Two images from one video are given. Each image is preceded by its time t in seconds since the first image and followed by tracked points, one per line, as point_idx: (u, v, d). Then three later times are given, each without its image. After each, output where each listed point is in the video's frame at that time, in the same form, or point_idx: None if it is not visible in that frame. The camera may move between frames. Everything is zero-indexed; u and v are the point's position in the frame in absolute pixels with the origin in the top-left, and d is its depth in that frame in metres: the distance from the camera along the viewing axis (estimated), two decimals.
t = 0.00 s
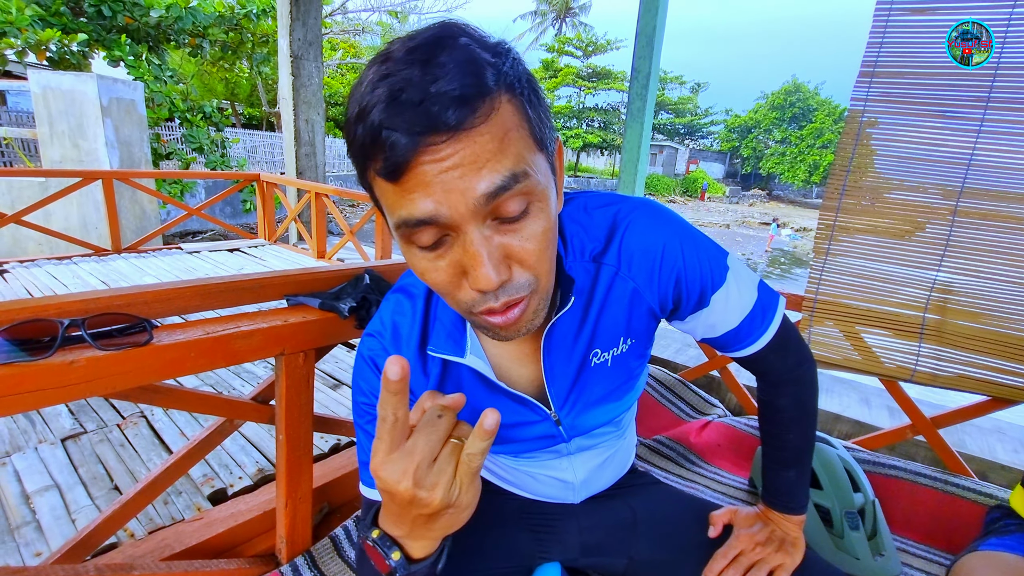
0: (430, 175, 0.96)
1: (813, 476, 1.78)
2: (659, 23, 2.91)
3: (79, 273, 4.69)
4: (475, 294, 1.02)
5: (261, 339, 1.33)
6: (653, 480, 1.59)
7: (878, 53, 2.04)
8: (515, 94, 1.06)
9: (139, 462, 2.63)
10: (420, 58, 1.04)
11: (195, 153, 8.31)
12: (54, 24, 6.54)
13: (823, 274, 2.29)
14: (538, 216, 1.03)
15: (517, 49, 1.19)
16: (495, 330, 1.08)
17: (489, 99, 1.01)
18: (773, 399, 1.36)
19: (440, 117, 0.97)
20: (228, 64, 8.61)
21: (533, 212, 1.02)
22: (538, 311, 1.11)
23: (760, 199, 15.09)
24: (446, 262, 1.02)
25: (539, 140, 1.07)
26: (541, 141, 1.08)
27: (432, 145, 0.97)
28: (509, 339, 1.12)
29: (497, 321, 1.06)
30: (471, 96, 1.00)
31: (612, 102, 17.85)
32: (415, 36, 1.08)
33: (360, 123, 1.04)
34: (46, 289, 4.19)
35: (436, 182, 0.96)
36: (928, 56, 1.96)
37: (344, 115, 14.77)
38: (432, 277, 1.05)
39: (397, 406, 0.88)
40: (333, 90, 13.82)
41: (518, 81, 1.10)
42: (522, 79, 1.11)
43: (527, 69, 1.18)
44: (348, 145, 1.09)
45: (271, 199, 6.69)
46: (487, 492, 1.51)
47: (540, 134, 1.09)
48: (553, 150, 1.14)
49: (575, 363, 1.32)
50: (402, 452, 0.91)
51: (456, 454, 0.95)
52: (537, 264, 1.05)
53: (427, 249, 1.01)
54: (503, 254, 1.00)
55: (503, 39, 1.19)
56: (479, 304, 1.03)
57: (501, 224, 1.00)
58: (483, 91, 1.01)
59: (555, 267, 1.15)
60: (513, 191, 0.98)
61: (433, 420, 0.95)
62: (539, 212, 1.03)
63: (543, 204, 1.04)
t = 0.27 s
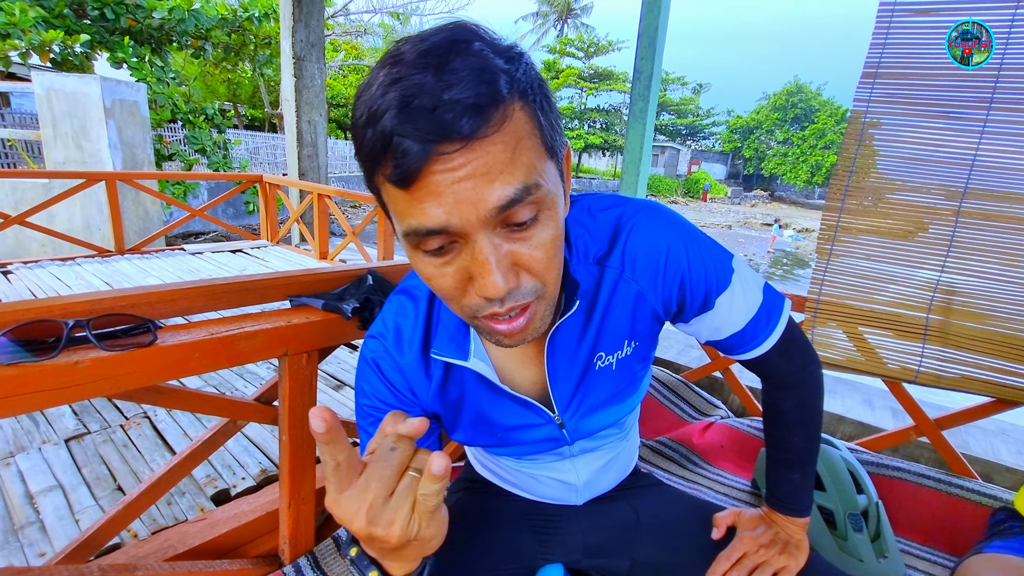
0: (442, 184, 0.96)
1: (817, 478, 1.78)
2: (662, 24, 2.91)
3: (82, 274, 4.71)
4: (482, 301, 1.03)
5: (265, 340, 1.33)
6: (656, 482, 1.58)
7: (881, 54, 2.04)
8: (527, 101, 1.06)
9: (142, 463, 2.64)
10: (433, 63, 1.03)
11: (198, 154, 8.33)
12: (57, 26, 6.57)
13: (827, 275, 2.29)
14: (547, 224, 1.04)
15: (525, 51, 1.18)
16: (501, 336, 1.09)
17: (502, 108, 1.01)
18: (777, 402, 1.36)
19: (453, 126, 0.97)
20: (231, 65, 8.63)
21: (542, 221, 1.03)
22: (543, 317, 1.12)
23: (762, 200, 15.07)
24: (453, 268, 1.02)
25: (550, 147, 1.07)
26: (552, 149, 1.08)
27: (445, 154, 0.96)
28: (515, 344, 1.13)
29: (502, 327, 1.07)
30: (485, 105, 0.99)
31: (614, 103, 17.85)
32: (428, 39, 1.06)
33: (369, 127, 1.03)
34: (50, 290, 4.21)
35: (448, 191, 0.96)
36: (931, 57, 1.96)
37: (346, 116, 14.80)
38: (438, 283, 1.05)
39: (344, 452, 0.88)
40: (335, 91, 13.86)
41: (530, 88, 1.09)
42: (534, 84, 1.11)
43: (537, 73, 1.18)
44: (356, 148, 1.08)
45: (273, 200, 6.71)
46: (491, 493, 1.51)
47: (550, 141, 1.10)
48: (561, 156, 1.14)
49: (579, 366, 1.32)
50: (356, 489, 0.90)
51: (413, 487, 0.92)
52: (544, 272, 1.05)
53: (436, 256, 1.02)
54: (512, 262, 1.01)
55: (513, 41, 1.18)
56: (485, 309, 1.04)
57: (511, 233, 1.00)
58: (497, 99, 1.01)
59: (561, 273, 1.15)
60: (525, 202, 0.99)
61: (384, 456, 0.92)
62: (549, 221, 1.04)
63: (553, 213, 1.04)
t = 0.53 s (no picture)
0: (449, 184, 0.96)
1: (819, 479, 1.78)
2: (663, 25, 2.91)
3: (85, 274, 4.72)
4: (487, 301, 1.03)
5: (267, 340, 1.33)
6: (658, 483, 1.58)
7: (883, 56, 2.04)
8: (534, 103, 1.06)
9: (144, 463, 2.65)
10: (441, 64, 1.03)
11: (200, 154, 8.35)
12: (60, 27, 6.59)
13: (830, 275, 2.28)
14: (553, 224, 1.04)
15: (532, 52, 1.18)
16: (506, 335, 1.09)
17: (510, 109, 1.01)
18: (780, 403, 1.36)
19: (461, 127, 0.97)
20: (233, 67, 8.65)
21: (548, 220, 1.03)
22: (547, 317, 1.12)
23: (764, 200, 15.05)
24: (458, 268, 1.02)
25: (556, 148, 1.07)
26: (558, 149, 1.08)
27: (452, 154, 0.96)
28: (519, 345, 1.13)
29: (507, 326, 1.07)
30: (493, 106, 0.99)
31: (615, 103, 17.85)
32: (436, 40, 1.06)
33: (377, 128, 1.03)
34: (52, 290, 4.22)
35: (455, 191, 0.96)
36: (934, 58, 1.96)
37: (348, 117, 14.82)
38: (443, 283, 1.05)
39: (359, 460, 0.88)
40: (337, 92, 13.88)
41: (537, 89, 1.09)
42: (540, 86, 1.11)
43: (544, 74, 1.18)
44: (362, 149, 1.08)
45: (275, 201, 6.72)
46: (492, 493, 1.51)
47: (556, 141, 1.10)
48: (567, 156, 1.14)
49: (581, 367, 1.32)
50: (371, 495, 0.90)
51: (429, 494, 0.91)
52: (550, 272, 1.05)
53: (441, 255, 1.02)
54: (518, 262, 1.01)
55: (519, 42, 1.18)
56: (490, 308, 1.04)
57: (517, 232, 1.00)
58: (505, 100, 1.01)
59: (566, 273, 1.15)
60: (531, 202, 0.99)
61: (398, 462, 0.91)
62: (555, 222, 1.04)
63: (558, 213, 1.04)
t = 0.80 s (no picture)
0: (446, 169, 0.97)
1: (819, 479, 1.78)
2: (664, 27, 2.91)
3: (87, 275, 4.74)
4: (486, 289, 1.02)
5: (267, 340, 1.34)
6: (658, 483, 1.58)
7: (883, 56, 2.04)
8: (528, 92, 1.07)
9: (146, 463, 2.65)
10: (437, 55, 1.05)
11: (201, 155, 8.37)
12: (62, 28, 6.62)
13: (829, 275, 2.28)
14: (550, 210, 1.04)
15: (526, 50, 1.21)
16: (506, 326, 1.08)
17: (504, 96, 1.03)
18: (778, 403, 1.36)
19: (457, 113, 0.99)
20: (234, 68, 8.67)
21: (545, 205, 1.03)
22: (548, 308, 1.11)
23: (765, 201, 15.02)
24: (457, 258, 1.02)
25: (551, 137, 1.08)
26: (552, 138, 1.09)
27: (447, 139, 0.98)
28: (519, 339, 1.13)
29: (508, 316, 1.06)
30: (487, 93, 1.01)
31: (616, 104, 17.85)
32: (432, 35, 1.09)
33: (375, 120, 1.05)
34: (54, 291, 4.23)
35: (452, 176, 0.97)
36: (933, 58, 1.96)
37: (349, 118, 14.84)
38: (442, 274, 1.05)
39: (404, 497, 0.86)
40: (338, 93, 13.90)
41: (531, 80, 1.11)
42: (535, 78, 1.13)
43: (537, 69, 1.20)
44: (362, 143, 1.10)
45: (276, 202, 6.73)
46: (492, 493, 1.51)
47: (551, 132, 1.11)
48: (562, 149, 1.15)
49: (581, 365, 1.32)
50: (437, 514, 0.93)
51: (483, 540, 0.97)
52: (548, 259, 1.05)
53: (440, 244, 1.02)
54: (516, 249, 1.00)
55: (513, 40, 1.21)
56: (491, 299, 1.03)
57: (514, 216, 1.01)
58: (499, 87, 1.03)
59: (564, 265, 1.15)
60: (527, 184, 1.00)
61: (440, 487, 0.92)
62: (552, 206, 1.04)
63: (554, 199, 1.04)
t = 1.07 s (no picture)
0: (446, 164, 0.98)
1: (819, 480, 1.79)
2: (664, 28, 2.92)
3: (89, 275, 4.75)
4: (487, 286, 1.02)
5: (269, 341, 1.35)
6: (658, 483, 1.58)
7: (883, 57, 2.04)
8: (528, 91, 1.09)
9: (148, 463, 2.66)
10: (438, 54, 1.06)
11: (203, 156, 8.38)
12: (64, 30, 6.65)
13: (829, 276, 2.29)
14: (549, 207, 1.04)
15: (525, 53, 1.23)
16: (507, 324, 1.08)
17: (504, 94, 1.04)
18: (777, 403, 1.36)
19: (457, 109, 1.00)
20: (236, 69, 8.69)
21: (545, 202, 1.04)
22: (549, 306, 1.12)
23: (766, 202, 15.01)
24: (458, 254, 1.02)
25: (550, 136, 1.09)
26: (551, 137, 1.10)
27: (448, 135, 0.99)
28: (519, 337, 1.13)
29: (509, 313, 1.06)
30: (487, 90, 1.02)
31: (617, 105, 17.85)
32: (433, 36, 1.11)
33: (377, 118, 1.06)
34: (56, 291, 4.24)
35: (452, 171, 0.98)
36: (933, 59, 1.96)
37: (350, 119, 14.86)
38: (444, 271, 1.05)
39: (374, 408, 0.92)
40: (339, 94, 13.92)
41: (530, 80, 1.12)
42: (534, 79, 1.14)
43: (536, 71, 1.21)
44: (364, 142, 1.11)
45: (277, 202, 6.74)
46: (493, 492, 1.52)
47: (550, 131, 1.12)
48: (561, 149, 1.16)
49: (581, 365, 1.33)
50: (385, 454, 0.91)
51: (438, 467, 0.91)
52: (547, 256, 1.06)
53: (441, 240, 1.02)
54: (517, 245, 1.01)
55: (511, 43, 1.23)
56: (492, 295, 1.03)
57: (514, 211, 1.01)
58: (499, 85, 1.04)
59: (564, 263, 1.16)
60: (526, 180, 1.00)
61: (415, 431, 0.91)
62: (551, 203, 1.05)
63: (553, 197, 1.05)
